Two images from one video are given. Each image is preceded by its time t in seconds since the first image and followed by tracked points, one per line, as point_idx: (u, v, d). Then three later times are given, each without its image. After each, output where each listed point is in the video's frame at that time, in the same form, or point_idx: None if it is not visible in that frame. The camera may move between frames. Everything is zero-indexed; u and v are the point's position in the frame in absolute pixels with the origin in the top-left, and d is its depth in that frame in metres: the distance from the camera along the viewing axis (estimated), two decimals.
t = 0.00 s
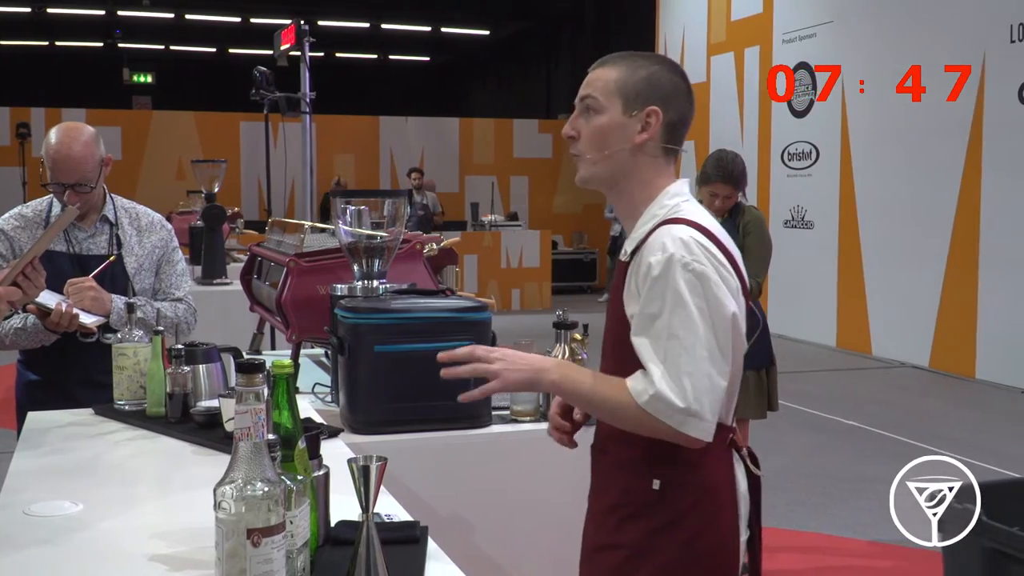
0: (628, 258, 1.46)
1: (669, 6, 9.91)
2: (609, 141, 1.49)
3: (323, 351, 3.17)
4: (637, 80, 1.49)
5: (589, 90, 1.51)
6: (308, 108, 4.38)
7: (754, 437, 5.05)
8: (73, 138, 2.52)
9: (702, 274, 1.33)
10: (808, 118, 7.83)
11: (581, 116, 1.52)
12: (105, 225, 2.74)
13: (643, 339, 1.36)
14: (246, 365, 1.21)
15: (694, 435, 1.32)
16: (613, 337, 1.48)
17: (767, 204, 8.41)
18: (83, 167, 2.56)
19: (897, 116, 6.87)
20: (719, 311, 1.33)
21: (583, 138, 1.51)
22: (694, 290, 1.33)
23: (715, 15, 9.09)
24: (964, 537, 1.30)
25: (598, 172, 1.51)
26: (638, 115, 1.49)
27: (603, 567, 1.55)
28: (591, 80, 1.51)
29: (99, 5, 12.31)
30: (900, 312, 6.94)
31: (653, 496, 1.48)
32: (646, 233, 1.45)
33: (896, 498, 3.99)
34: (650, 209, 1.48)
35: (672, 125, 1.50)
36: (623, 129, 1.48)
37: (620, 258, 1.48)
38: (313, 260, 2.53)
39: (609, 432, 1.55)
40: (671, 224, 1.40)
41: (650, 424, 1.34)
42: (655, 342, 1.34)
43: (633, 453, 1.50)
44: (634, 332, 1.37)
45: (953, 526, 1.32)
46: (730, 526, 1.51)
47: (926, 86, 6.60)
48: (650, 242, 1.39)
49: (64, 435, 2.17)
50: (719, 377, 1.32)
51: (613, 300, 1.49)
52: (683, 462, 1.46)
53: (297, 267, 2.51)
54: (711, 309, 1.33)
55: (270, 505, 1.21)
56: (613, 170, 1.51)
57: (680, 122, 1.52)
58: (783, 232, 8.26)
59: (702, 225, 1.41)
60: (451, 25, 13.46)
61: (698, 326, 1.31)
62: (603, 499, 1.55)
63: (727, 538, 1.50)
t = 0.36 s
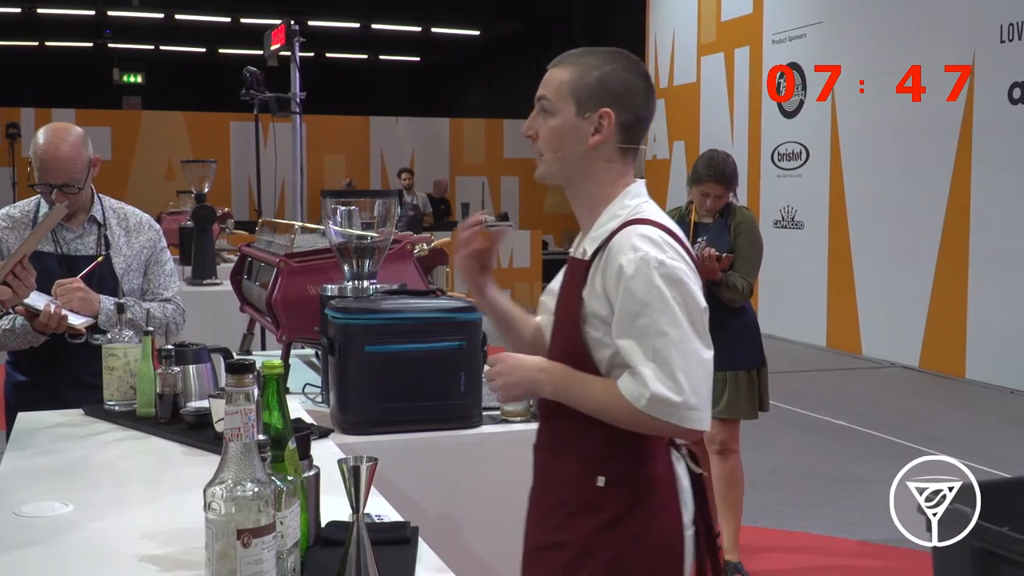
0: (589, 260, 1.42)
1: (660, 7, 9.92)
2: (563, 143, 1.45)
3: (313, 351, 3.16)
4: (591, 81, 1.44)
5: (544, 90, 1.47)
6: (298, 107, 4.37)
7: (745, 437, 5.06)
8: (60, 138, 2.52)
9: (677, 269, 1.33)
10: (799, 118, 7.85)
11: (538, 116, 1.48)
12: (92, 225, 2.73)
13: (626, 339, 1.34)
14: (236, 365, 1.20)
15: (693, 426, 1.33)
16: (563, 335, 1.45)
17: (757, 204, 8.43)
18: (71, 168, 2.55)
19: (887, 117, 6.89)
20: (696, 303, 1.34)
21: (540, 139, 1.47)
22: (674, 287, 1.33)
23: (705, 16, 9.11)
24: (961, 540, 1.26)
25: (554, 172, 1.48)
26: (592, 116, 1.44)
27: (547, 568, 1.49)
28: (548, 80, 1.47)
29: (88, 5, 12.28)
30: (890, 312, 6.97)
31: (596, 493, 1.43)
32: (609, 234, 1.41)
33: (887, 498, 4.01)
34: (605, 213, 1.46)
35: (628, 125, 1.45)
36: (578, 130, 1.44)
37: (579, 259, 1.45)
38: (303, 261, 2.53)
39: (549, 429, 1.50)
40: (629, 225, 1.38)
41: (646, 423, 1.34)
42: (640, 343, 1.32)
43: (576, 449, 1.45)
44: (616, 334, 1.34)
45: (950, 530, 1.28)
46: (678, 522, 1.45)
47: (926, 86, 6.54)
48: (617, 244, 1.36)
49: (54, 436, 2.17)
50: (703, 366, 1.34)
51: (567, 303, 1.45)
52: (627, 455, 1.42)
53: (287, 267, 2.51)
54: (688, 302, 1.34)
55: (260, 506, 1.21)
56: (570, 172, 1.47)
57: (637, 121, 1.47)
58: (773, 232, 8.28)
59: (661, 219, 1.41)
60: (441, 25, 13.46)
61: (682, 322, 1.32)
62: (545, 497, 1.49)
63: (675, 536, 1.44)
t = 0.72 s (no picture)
0: (541, 261, 1.38)
1: (658, 7, 9.93)
2: (527, 142, 1.39)
3: (312, 352, 3.16)
4: (559, 82, 1.39)
5: (506, 87, 1.40)
6: (296, 107, 4.37)
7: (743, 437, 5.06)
8: (57, 139, 2.52)
9: (634, 272, 1.31)
10: (797, 118, 7.85)
11: (497, 114, 1.41)
12: (90, 225, 2.73)
13: (578, 340, 1.30)
14: (235, 365, 1.20)
15: (641, 433, 1.30)
16: (511, 336, 1.40)
17: (755, 204, 8.44)
18: (68, 167, 2.55)
19: (886, 117, 6.88)
20: (650, 309, 1.33)
21: (501, 136, 1.40)
22: (629, 290, 1.31)
23: (703, 15, 9.12)
24: (958, 540, 1.25)
25: (512, 172, 1.41)
26: (561, 116, 1.40)
27: None
28: (516, 76, 1.39)
29: (86, 5, 12.29)
30: (888, 312, 6.97)
31: (540, 497, 1.40)
32: (562, 236, 1.38)
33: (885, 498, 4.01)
34: (559, 214, 1.42)
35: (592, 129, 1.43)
36: (543, 130, 1.39)
37: (531, 261, 1.40)
38: (301, 261, 2.53)
39: (491, 433, 1.46)
40: (585, 227, 1.36)
41: (595, 426, 1.30)
42: (595, 344, 1.28)
43: (520, 453, 1.41)
44: (568, 336, 1.31)
45: (949, 530, 1.27)
46: (621, 526, 1.44)
47: (926, 86, 6.54)
48: (575, 244, 1.34)
49: (53, 436, 2.17)
50: (654, 373, 1.33)
51: (515, 303, 1.41)
52: (573, 457, 1.39)
53: (286, 267, 2.51)
54: (642, 307, 1.33)
55: (259, 506, 1.21)
56: (528, 173, 1.41)
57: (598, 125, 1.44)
58: (772, 232, 8.28)
59: (617, 226, 1.40)
60: (440, 26, 13.46)
61: (637, 327, 1.30)
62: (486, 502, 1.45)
63: (618, 540, 1.43)
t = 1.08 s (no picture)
0: (490, 253, 1.43)
1: (660, 7, 9.93)
2: (463, 137, 1.45)
3: (314, 351, 3.17)
4: (491, 75, 1.45)
5: (447, 84, 1.47)
6: (298, 108, 4.37)
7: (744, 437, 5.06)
8: (59, 139, 2.52)
9: (576, 263, 1.34)
10: (799, 118, 7.85)
11: (440, 111, 1.48)
12: (91, 225, 2.73)
13: (519, 331, 1.31)
14: (237, 365, 1.20)
15: (583, 424, 1.32)
16: (469, 328, 1.47)
17: (757, 204, 8.43)
18: (70, 167, 2.55)
19: (888, 116, 6.88)
20: (595, 299, 1.36)
21: (443, 133, 1.47)
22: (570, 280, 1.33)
23: (705, 15, 9.11)
24: (958, 541, 1.06)
25: (455, 165, 1.48)
26: (495, 110, 1.45)
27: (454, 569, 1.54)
28: (450, 77, 1.46)
29: (88, 5, 12.30)
30: (889, 312, 6.97)
31: (503, 496, 1.48)
32: (510, 226, 1.42)
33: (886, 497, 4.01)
34: (509, 205, 1.47)
35: (531, 118, 1.46)
36: (479, 124, 1.45)
37: (482, 253, 1.45)
38: (304, 261, 2.54)
39: (454, 433, 1.54)
40: (531, 217, 1.40)
41: (538, 420, 1.32)
42: (535, 334, 1.30)
43: (481, 454, 1.49)
44: (510, 327, 1.33)
45: (949, 530, 1.08)
46: (583, 522, 1.52)
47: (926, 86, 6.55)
48: (519, 235, 1.37)
49: (55, 435, 2.17)
50: (596, 364, 1.34)
51: (469, 296, 1.45)
52: (533, 460, 1.47)
53: (288, 267, 2.51)
54: (586, 298, 1.35)
55: (261, 506, 1.20)
56: (468, 166, 1.48)
57: (541, 115, 1.48)
58: (773, 232, 8.28)
59: (564, 215, 1.43)
60: (442, 26, 13.46)
61: (580, 318, 1.32)
62: (451, 500, 1.54)
63: (581, 535, 1.51)
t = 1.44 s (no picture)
0: (485, 261, 1.43)
1: (663, 7, 9.93)
2: (456, 143, 1.46)
3: (316, 351, 3.17)
4: (483, 81, 1.45)
5: (439, 90, 1.47)
6: (301, 108, 4.37)
7: (747, 437, 5.06)
8: (64, 138, 2.52)
9: (571, 273, 1.34)
10: (802, 118, 7.85)
11: (432, 116, 1.49)
12: (95, 225, 2.74)
13: (517, 344, 1.33)
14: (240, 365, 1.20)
15: (585, 434, 1.34)
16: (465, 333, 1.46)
17: (759, 204, 8.43)
18: (73, 167, 2.55)
19: (891, 116, 6.87)
20: (591, 307, 1.36)
21: (434, 138, 1.48)
22: (566, 289, 1.34)
23: (708, 15, 9.11)
24: (960, 540, 0.90)
25: (449, 171, 1.49)
26: (487, 116, 1.45)
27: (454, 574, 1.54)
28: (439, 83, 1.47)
29: (91, 6, 12.32)
30: (892, 312, 6.97)
31: (503, 500, 1.49)
32: (505, 234, 1.42)
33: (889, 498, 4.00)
34: (505, 213, 1.47)
35: (523, 125, 1.46)
36: (471, 131, 1.45)
37: (476, 260, 1.45)
38: (306, 261, 2.54)
39: (450, 439, 1.54)
40: (526, 226, 1.40)
41: (537, 430, 1.35)
42: (533, 347, 1.31)
43: (479, 459, 1.49)
44: (508, 338, 1.34)
45: (949, 530, 0.92)
46: (580, 527, 1.52)
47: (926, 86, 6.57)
48: (514, 244, 1.37)
49: (57, 435, 2.17)
50: (595, 370, 1.36)
51: (465, 302, 1.46)
52: (531, 463, 1.48)
53: (291, 267, 2.51)
54: (583, 306, 1.35)
55: (263, 506, 1.21)
56: (462, 171, 1.48)
57: (533, 120, 1.48)
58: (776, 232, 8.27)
59: (560, 223, 1.42)
60: (444, 26, 13.48)
61: (576, 327, 1.33)
62: (449, 505, 1.54)
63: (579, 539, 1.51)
